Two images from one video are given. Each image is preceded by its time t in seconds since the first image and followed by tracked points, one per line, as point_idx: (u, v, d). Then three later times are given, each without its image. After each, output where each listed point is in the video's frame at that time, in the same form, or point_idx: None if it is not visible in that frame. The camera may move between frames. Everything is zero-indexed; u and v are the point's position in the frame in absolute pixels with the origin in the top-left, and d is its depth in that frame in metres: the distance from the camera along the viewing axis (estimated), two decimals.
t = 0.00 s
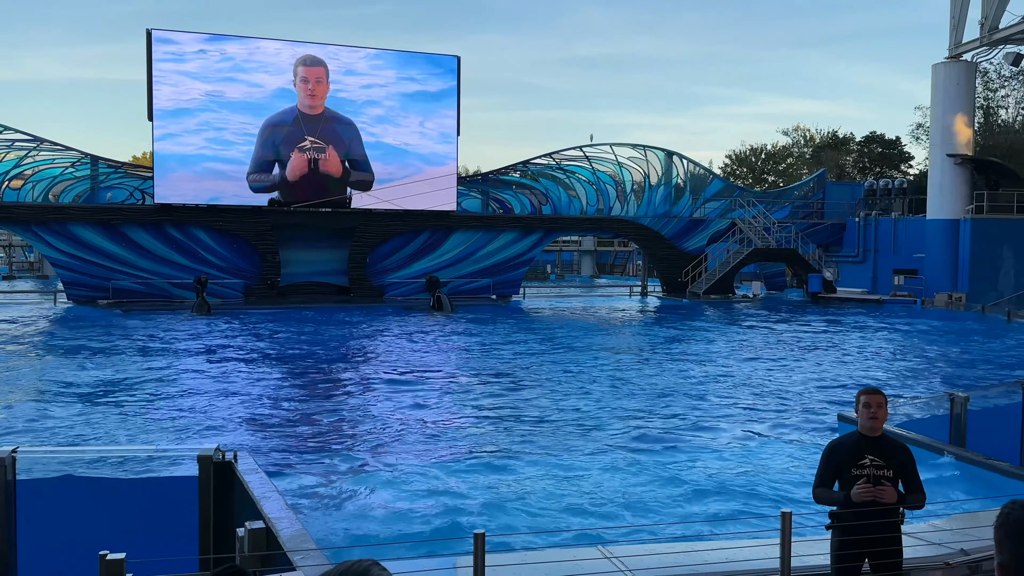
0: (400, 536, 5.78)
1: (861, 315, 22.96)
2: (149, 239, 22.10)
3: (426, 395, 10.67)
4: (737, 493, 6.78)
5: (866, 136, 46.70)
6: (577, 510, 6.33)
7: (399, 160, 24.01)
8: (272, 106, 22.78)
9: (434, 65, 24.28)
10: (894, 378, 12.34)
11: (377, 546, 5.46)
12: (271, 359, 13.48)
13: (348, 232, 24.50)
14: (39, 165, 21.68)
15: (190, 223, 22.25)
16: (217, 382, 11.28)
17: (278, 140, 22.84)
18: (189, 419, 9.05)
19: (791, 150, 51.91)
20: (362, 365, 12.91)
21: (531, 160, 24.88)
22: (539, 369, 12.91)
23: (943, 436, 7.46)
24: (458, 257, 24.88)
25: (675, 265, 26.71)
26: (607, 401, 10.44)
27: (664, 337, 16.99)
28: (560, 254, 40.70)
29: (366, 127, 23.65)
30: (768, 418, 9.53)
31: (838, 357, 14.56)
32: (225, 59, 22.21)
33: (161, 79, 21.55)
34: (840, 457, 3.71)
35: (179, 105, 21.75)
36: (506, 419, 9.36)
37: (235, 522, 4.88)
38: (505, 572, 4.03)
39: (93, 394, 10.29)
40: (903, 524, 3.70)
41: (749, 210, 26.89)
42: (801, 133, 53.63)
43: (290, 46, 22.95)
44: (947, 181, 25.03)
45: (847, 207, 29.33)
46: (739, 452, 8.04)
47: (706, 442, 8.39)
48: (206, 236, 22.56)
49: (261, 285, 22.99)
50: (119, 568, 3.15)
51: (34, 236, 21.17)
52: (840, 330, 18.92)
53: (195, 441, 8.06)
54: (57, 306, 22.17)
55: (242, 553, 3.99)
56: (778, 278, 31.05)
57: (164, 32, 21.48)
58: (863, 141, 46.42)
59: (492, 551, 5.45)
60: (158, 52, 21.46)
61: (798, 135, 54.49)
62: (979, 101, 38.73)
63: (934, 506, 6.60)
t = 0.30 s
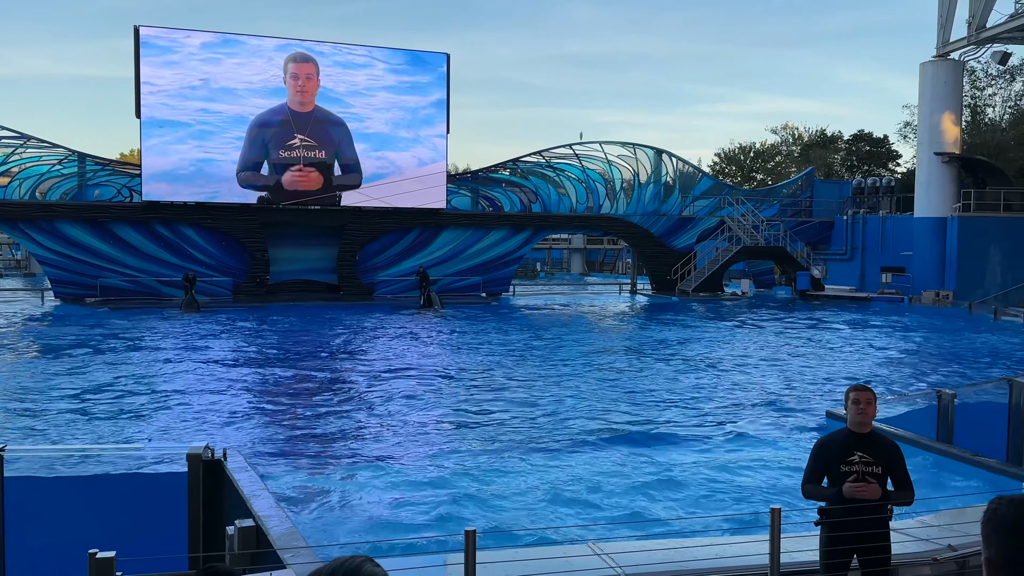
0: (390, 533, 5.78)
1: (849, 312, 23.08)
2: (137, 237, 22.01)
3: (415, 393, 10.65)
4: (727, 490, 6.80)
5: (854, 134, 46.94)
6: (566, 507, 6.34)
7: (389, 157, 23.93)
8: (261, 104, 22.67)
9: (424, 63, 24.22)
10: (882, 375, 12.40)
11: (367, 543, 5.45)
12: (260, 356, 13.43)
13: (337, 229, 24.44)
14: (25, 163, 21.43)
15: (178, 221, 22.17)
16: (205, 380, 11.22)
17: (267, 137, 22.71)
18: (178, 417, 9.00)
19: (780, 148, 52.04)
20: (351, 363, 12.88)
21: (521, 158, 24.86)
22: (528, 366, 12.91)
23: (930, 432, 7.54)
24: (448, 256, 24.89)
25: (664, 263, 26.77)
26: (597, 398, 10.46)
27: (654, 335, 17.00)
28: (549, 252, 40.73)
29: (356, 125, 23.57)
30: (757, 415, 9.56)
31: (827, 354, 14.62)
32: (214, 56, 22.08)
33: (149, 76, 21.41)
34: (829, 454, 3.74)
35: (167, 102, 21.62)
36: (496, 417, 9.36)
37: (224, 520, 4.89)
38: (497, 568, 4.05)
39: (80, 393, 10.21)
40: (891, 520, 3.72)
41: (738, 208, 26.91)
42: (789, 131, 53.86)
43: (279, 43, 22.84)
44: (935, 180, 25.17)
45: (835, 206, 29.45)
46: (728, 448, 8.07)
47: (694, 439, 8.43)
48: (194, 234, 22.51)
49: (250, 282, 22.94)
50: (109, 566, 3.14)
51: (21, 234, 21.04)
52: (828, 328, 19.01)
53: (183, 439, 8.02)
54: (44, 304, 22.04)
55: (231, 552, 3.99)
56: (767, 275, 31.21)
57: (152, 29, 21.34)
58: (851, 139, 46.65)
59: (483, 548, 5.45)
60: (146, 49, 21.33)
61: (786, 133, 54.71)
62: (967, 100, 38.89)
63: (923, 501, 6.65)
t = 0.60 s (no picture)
0: (383, 529, 5.81)
1: (841, 310, 23.13)
2: (130, 235, 21.94)
3: (408, 391, 10.64)
4: (719, 488, 6.82)
5: (847, 132, 47.02)
6: (558, 504, 6.37)
7: (382, 154, 23.85)
8: (255, 100, 22.61)
9: (417, 60, 24.18)
10: (874, 373, 12.44)
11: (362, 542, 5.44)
12: (253, 355, 13.40)
13: (330, 227, 24.40)
14: (17, 160, 21.33)
15: (171, 219, 22.10)
16: (198, 379, 11.18)
17: (260, 134, 22.65)
18: (170, 416, 8.98)
19: (772, 147, 52.15)
20: (345, 361, 12.86)
21: (515, 156, 24.79)
22: (522, 364, 12.91)
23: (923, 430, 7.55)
24: (442, 254, 24.88)
25: (658, 261, 26.82)
26: (590, 396, 10.48)
27: (648, 333, 17.02)
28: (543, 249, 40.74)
29: (349, 122, 23.51)
30: (750, 413, 9.56)
31: (820, 352, 14.66)
32: (207, 53, 22.02)
33: (142, 73, 21.38)
34: (824, 451, 3.75)
35: (160, 99, 21.58)
36: (489, 415, 9.34)
37: (217, 517, 4.90)
38: (491, 566, 4.04)
39: (71, 391, 10.16)
40: (884, 518, 3.74)
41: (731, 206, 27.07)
42: (782, 129, 53.97)
43: (273, 40, 22.79)
44: (927, 178, 25.24)
45: (828, 204, 29.53)
46: (720, 446, 8.08)
47: (687, 437, 8.45)
48: (187, 232, 22.46)
49: (243, 281, 22.92)
50: (102, 565, 3.13)
51: (14, 232, 20.97)
52: (821, 326, 19.04)
53: (176, 438, 7.99)
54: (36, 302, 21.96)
55: (224, 551, 3.98)
56: (760, 273, 31.32)
57: (145, 26, 21.34)
58: (844, 138, 46.74)
59: (477, 545, 5.46)
60: (139, 46, 21.31)
61: (780, 131, 54.79)
62: (959, 98, 38.99)
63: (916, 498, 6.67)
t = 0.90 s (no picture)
0: (378, 525, 5.86)
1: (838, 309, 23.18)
2: (126, 234, 21.90)
3: (405, 390, 10.63)
4: (716, 486, 6.84)
5: (843, 131, 47.06)
6: (554, 502, 6.39)
7: (380, 153, 23.85)
8: (251, 100, 22.55)
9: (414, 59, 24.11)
10: (871, 371, 12.47)
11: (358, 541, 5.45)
12: (249, 354, 13.38)
13: (326, 227, 24.37)
14: (13, 159, 21.31)
15: (167, 218, 22.07)
16: (194, 378, 11.17)
17: (258, 133, 22.61)
18: (167, 415, 8.97)
19: (769, 146, 52.23)
20: (342, 360, 12.86)
21: (511, 155, 24.78)
22: (519, 364, 12.90)
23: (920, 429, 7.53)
24: (439, 253, 24.86)
25: (655, 260, 26.85)
26: (588, 394, 10.49)
27: (645, 332, 17.03)
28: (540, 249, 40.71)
29: (346, 121, 23.49)
30: (747, 412, 9.57)
31: (816, 351, 14.69)
32: (203, 52, 21.95)
33: (138, 72, 21.32)
34: (819, 449, 3.75)
35: (156, 98, 21.52)
36: (487, 414, 9.34)
37: (213, 517, 4.91)
38: (490, 565, 4.03)
39: (67, 391, 10.14)
40: (881, 516, 3.74)
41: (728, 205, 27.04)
42: (779, 128, 53.98)
43: (270, 39, 22.76)
44: (923, 178, 25.30)
45: (824, 203, 29.56)
46: (717, 445, 8.09)
47: (684, 435, 8.47)
48: (184, 231, 22.42)
49: (240, 280, 22.91)
50: (98, 565, 3.12)
51: (9, 231, 20.93)
52: (817, 324, 19.05)
53: (173, 437, 7.99)
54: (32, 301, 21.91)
55: (221, 550, 3.97)
56: (757, 272, 31.38)
57: (141, 26, 21.28)
58: (841, 137, 46.76)
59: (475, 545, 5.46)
60: (136, 45, 21.26)
61: (776, 131, 54.81)
62: (955, 97, 39.02)
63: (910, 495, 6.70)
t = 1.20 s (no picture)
0: (378, 524, 5.87)
1: (837, 308, 23.18)
2: (125, 234, 21.89)
3: (404, 390, 10.62)
4: (715, 484, 6.85)
5: (842, 130, 47.05)
6: (553, 501, 6.39)
7: (378, 151, 23.84)
8: (250, 97, 22.56)
9: (413, 57, 24.12)
10: (870, 370, 12.49)
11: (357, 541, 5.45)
12: (250, 353, 13.38)
13: (325, 226, 24.36)
14: (11, 159, 21.31)
15: (167, 218, 22.07)
16: (194, 377, 11.18)
17: (256, 130, 22.62)
18: (167, 414, 8.98)
19: (768, 145, 52.27)
20: (340, 360, 12.86)
21: (510, 155, 24.79)
22: (519, 363, 12.91)
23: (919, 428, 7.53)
24: (437, 253, 24.86)
25: (653, 259, 26.85)
26: (587, 393, 10.50)
27: (644, 331, 17.04)
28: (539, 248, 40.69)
29: (345, 119, 23.49)
30: (745, 411, 9.59)
31: (815, 350, 14.70)
32: (202, 50, 21.94)
33: (137, 70, 21.32)
34: (817, 447, 3.75)
35: (155, 96, 21.51)
36: (485, 413, 9.34)
37: (213, 517, 4.91)
38: (490, 565, 4.03)
39: (68, 390, 10.18)
40: (880, 514, 3.74)
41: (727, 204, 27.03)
42: (777, 127, 53.99)
43: (268, 38, 22.76)
44: (922, 177, 25.31)
45: (823, 202, 29.59)
46: (717, 443, 8.10)
47: (683, 434, 8.47)
48: (183, 231, 22.41)
49: (239, 280, 22.90)
50: (98, 564, 3.12)
51: (9, 231, 20.92)
52: (815, 323, 19.07)
53: (171, 437, 7.98)
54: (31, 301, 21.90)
55: (220, 550, 3.96)
56: (756, 271, 31.37)
57: (141, 24, 21.32)
58: (839, 136, 46.77)
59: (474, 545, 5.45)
60: (134, 43, 21.28)
61: (775, 130, 54.83)
62: (954, 96, 39.00)
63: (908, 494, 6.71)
